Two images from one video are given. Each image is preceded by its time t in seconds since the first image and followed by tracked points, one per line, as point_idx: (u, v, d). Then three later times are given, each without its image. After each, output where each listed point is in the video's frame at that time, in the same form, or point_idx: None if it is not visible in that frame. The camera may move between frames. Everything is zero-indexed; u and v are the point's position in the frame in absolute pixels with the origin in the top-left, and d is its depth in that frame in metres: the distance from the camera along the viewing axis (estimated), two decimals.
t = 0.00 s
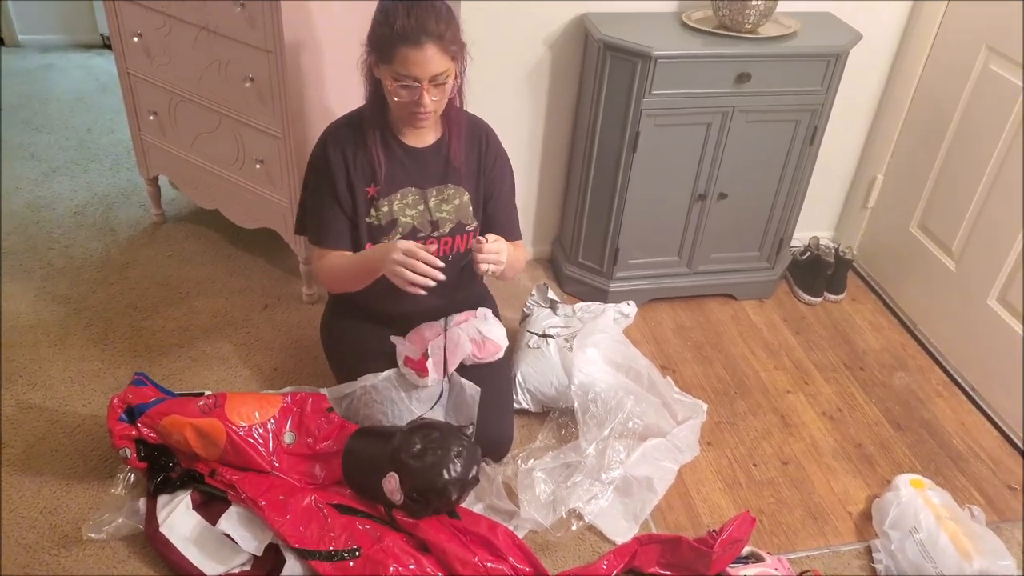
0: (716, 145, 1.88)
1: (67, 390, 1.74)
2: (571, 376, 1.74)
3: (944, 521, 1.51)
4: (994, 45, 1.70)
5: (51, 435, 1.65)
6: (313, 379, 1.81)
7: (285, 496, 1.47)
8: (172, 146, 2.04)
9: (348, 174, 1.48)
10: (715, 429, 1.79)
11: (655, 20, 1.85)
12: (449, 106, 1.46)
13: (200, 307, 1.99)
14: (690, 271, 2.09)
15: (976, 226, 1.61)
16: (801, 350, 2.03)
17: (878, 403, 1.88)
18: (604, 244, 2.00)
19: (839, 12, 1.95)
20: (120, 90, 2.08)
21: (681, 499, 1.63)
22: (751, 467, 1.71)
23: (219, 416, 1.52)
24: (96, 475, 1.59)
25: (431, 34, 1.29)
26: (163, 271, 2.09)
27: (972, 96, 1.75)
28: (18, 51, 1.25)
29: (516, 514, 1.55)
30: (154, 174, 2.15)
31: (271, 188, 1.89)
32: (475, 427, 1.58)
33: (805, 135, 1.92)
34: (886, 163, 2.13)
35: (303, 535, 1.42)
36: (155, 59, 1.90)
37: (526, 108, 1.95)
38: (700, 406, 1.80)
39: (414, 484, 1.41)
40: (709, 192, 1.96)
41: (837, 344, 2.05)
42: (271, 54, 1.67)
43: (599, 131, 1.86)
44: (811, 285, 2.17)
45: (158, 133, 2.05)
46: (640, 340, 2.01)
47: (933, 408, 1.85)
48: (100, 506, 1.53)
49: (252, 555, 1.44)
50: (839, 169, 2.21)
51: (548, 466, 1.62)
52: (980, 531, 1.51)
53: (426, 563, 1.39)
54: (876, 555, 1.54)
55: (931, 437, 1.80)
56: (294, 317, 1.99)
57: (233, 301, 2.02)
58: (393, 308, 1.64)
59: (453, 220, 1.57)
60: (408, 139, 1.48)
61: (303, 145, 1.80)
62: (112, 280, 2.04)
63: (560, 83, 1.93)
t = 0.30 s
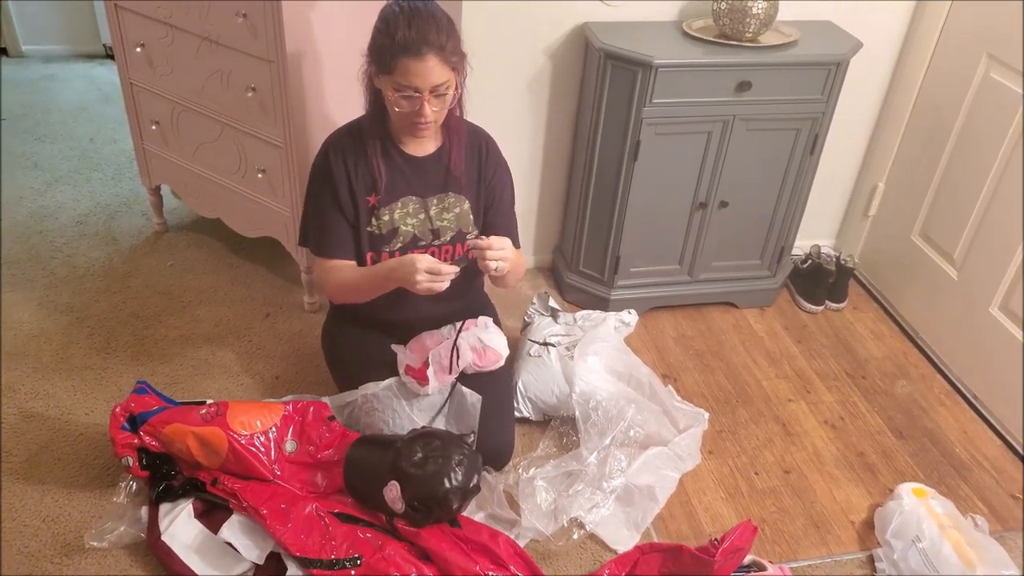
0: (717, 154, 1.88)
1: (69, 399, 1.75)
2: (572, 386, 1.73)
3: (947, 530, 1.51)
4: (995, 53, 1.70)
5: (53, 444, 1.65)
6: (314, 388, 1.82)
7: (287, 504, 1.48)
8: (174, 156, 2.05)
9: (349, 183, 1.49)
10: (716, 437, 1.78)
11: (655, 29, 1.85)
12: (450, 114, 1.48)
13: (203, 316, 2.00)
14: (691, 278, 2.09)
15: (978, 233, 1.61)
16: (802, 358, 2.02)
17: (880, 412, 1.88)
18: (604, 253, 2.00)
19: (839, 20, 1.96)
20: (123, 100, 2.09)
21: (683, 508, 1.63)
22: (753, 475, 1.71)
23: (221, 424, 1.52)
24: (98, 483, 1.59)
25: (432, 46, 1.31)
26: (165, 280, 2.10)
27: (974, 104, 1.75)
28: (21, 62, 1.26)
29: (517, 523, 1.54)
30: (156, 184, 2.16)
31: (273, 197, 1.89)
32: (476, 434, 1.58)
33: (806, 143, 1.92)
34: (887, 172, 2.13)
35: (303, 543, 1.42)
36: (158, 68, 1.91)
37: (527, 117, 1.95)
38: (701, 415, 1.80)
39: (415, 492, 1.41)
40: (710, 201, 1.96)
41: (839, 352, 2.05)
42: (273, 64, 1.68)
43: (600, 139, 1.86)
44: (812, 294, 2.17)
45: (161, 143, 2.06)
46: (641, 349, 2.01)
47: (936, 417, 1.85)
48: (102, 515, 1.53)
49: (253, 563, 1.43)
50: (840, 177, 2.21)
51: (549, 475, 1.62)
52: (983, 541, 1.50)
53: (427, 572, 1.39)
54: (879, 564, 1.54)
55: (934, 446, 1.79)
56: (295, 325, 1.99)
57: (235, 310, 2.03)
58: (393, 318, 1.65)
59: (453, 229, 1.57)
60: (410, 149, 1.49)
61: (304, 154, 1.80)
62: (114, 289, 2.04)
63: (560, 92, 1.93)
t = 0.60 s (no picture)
0: (720, 158, 1.88)
1: (72, 402, 1.75)
2: (574, 390, 1.73)
3: (950, 534, 1.50)
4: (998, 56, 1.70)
5: (56, 447, 1.65)
6: (316, 392, 1.82)
7: (289, 508, 1.48)
8: (177, 159, 2.05)
9: (352, 188, 1.49)
10: (718, 441, 1.78)
11: (657, 32, 1.85)
12: (452, 119, 1.49)
13: (205, 319, 2.00)
14: (694, 283, 2.09)
15: (981, 237, 1.60)
16: (805, 361, 2.02)
17: (883, 416, 1.88)
18: (607, 257, 2.00)
19: (842, 23, 1.95)
20: (126, 103, 2.09)
21: (685, 512, 1.62)
22: (756, 479, 1.71)
23: (223, 428, 1.52)
24: (101, 487, 1.59)
25: (434, 49, 1.31)
26: (168, 283, 2.10)
27: (977, 107, 1.75)
28: (24, 66, 1.26)
29: (520, 527, 1.54)
30: (159, 187, 2.16)
31: (275, 200, 1.89)
32: (479, 438, 1.58)
33: (809, 147, 1.91)
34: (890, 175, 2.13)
35: (306, 547, 1.42)
36: (161, 72, 1.91)
37: (529, 121, 1.95)
38: (704, 418, 1.80)
39: (417, 497, 1.41)
40: (713, 205, 1.96)
41: (842, 356, 2.04)
42: (275, 67, 1.68)
43: (602, 143, 1.86)
44: (816, 298, 2.16)
45: (164, 146, 2.06)
46: (644, 352, 2.00)
47: (939, 421, 1.85)
48: (105, 518, 1.53)
49: (255, 567, 1.43)
50: (843, 181, 2.21)
51: (551, 479, 1.62)
52: (987, 545, 1.50)
53: None
54: (883, 568, 1.54)
55: (937, 450, 1.79)
56: (297, 329, 1.99)
57: (238, 313, 2.03)
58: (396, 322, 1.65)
59: (457, 234, 1.57)
60: (412, 153, 1.49)
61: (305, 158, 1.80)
62: (117, 292, 2.05)
63: (562, 95, 1.93)
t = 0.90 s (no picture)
0: (721, 158, 1.88)
1: (73, 404, 1.74)
2: (576, 391, 1.73)
3: (952, 534, 1.49)
4: (1000, 56, 1.70)
5: (57, 450, 1.65)
6: (318, 394, 1.81)
7: (291, 510, 1.47)
8: (177, 160, 2.04)
9: (357, 191, 1.49)
10: (721, 442, 1.78)
11: (659, 32, 1.85)
12: (452, 119, 1.49)
13: (206, 320, 1.99)
14: (696, 283, 2.09)
15: (982, 237, 1.60)
16: (807, 361, 2.02)
17: (885, 416, 1.88)
18: (609, 257, 2.00)
19: (843, 23, 1.95)
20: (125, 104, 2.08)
21: (687, 513, 1.62)
22: (758, 480, 1.71)
23: (225, 430, 1.51)
24: (102, 490, 1.58)
25: (437, 44, 1.31)
26: (168, 285, 2.10)
27: (979, 107, 1.75)
28: (24, 68, 1.25)
29: (522, 528, 1.54)
30: (159, 188, 2.15)
31: (276, 202, 1.89)
32: (481, 440, 1.58)
33: (811, 147, 1.91)
34: (891, 175, 2.13)
35: (308, 549, 1.42)
36: (160, 73, 1.90)
37: (530, 122, 1.95)
38: (706, 419, 1.80)
39: (419, 499, 1.41)
40: (715, 205, 1.95)
41: (844, 356, 2.04)
42: (275, 68, 1.67)
43: (603, 143, 1.85)
44: (817, 298, 2.16)
45: (163, 147, 2.05)
46: (646, 353, 2.00)
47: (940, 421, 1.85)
48: (106, 521, 1.52)
49: (257, 570, 1.43)
50: (844, 180, 2.21)
51: (554, 480, 1.62)
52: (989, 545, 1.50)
53: None
54: (884, 568, 1.54)
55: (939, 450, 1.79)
56: (299, 330, 1.99)
57: (238, 314, 2.03)
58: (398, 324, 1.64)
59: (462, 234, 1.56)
60: (414, 156, 1.49)
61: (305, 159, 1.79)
62: (118, 294, 2.04)
63: (563, 96, 1.92)
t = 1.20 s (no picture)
0: (721, 159, 1.88)
1: (70, 406, 1.73)
2: (576, 392, 1.73)
3: (950, 535, 1.49)
4: (999, 57, 1.70)
5: (54, 452, 1.64)
6: (317, 395, 1.81)
7: (289, 512, 1.46)
8: (175, 160, 2.04)
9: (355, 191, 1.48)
10: (720, 443, 1.78)
11: (658, 33, 1.84)
12: (451, 123, 1.48)
13: (204, 321, 1.99)
14: (696, 284, 2.09)
15: (981, 239, 1.60)
16: (806, 363, 2.02)
17: (884, 417, 1.88)
18: (608, 259, 2.00)
19: (841, 24, 1.95)
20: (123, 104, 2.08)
21: (686, 515, 1.62)
22: (757, 481, 1.71)
23: (222, 432, 1.51)
24: (99, 491, 1.58)
25: (438, 56, 1.31)
26: (166, 286, 2.09)
27: (977, 109, 1.75)
28: (22, 68, 1.25)
29: (522, 530, 1.54)
30: (157, 189, 2.15)
31: (274, 203, 1.89)
32: (480, 440, 1.58)
33: (810, 148, 1.91)
34: (890, 176, 2.13)
35: (306, 552, 1.41)
36: (159, 72, 1.90)
37: (529, 123, 1.94)
38: (706, 420, 1.80)
39: (418, 501, 1.41)
40: (714, 206, 1.95)
41: (843, 357, 2.04)
42: (274, 69, 1.67)
43: (603, 144, 1.85)
44: (816, 299, 2.16)
45: (162, 147, 2.05)
46: (645, 354, 2.00)
47: (940, 422, 1.85)
48: (103, 523, 1.52)
49: (255, 572, 1.42)
50: (843, 180, 2.21)
51: (553, 482, 1.61)
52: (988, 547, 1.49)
53: None
54: (884, 570, 1.54)
55: (938, 451, 1.79)
56: (297, 331, 1.98)
57: (237, 315, 2.02)
58: (397, 325, 1.64)
59: (461, 235, 1.57)
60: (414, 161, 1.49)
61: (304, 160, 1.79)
62: (115, 295, 2.03)
63: (562, 96, 1.92)
